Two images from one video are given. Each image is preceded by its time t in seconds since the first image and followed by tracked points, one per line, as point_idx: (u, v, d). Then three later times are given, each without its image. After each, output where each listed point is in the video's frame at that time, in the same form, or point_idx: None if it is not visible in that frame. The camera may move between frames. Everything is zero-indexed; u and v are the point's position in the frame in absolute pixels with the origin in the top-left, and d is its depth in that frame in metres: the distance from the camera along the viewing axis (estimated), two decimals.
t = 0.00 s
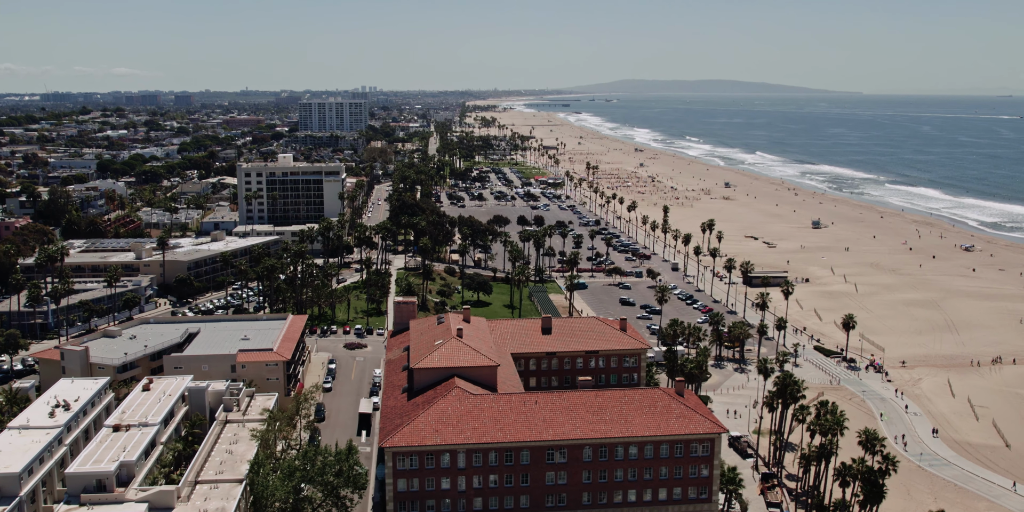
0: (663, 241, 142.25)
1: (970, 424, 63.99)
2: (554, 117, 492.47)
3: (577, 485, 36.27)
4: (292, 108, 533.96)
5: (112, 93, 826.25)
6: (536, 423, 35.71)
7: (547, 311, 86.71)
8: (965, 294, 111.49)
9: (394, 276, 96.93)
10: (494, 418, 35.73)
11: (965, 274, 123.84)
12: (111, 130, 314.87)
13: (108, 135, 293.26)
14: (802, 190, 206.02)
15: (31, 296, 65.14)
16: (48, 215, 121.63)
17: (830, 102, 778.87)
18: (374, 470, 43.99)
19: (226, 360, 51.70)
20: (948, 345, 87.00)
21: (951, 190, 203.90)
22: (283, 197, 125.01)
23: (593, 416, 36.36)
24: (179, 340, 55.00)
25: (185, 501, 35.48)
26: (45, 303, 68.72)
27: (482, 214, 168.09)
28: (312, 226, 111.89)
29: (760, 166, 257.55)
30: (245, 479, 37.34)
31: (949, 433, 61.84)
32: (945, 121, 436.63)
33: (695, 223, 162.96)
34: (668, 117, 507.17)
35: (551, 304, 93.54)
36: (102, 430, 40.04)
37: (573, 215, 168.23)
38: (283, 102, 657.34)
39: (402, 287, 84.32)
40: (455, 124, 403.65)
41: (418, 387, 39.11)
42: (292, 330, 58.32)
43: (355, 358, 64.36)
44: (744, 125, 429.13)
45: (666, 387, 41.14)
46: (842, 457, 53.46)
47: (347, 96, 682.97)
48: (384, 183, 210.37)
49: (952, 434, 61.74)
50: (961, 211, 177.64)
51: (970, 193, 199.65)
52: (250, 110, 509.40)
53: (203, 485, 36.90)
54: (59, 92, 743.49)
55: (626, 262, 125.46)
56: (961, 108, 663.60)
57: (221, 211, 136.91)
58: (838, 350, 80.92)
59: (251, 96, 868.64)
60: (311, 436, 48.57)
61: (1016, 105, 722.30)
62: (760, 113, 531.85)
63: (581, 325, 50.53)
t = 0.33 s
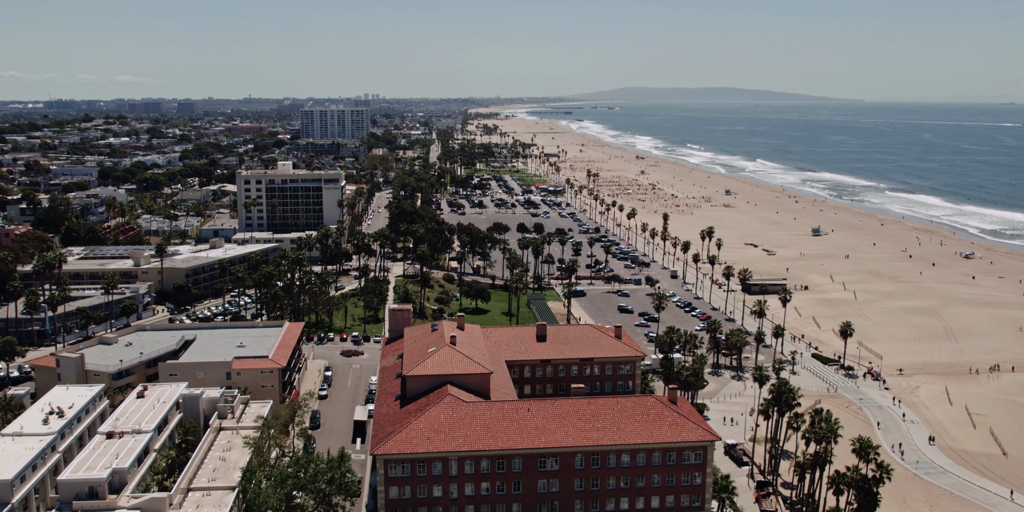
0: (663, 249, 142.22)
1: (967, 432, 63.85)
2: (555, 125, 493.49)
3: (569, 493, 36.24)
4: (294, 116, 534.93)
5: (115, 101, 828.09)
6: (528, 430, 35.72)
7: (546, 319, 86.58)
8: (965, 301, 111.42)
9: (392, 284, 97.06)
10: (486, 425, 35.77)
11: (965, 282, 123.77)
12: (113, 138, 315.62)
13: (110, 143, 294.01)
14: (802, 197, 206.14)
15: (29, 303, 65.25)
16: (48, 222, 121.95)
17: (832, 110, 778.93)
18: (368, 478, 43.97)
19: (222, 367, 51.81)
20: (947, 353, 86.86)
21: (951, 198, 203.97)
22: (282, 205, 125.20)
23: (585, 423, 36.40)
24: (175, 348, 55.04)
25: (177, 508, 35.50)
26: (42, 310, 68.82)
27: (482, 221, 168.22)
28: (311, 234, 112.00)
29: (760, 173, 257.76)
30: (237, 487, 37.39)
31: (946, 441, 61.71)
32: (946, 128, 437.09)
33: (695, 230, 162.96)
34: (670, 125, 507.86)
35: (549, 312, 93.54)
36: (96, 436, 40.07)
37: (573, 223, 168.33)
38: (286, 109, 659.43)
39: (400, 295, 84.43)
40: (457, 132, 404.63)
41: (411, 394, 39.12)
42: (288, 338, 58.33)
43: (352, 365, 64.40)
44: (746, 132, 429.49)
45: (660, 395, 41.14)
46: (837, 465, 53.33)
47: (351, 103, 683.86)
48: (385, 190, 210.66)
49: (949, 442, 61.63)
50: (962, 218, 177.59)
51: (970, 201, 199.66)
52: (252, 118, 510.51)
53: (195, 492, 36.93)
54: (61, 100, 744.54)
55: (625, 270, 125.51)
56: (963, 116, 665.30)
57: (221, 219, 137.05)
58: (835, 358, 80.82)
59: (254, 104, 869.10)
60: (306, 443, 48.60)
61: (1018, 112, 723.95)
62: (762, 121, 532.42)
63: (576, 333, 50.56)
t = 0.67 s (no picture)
0: (662, 256, 142.24)
1: (964, 440, 63.73)
2: (557, 132, 494.43)
3: (561, 501, 36.19)
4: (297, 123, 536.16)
5: (118, 108, 830.45)
6: (521, 438, 35.73)
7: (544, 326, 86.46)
8: (964, 309, 111.31)
9: (390, 291, 97.11)
10: (479, 433, 35.77)
11: (965, 289, 123.57)
12: (115, 145, 316.28)
13: (112, 150, 294.69)
14: (803, 205, 206.13)
15: (26, 311, 65.35)
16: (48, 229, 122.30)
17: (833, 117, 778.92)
18: (362, 486, 43.88)
19: (217, 374, 51.85)
20: (945, 361, 86.69)
21: (952, 206, 203.95)
22: (281, 212, 125.42)
23: (578, 431, 36.38)
24: (171, 355, 55.14)
25: None
26: (40, 317, 68.95)
27: (482, 229, 168.33)
28: (310, 241, 112.17)
29: (762, 181, 257.80)
30: (229, 495, 37.39)
31: (943, 449, 61.59)
32: (948, 136, 437.30)
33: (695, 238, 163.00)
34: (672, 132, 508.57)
35: (547, 319, 93.53)
36: (90, 443, 40.13)
37: (573, 230, 168.44)
38: (288, 117, 661.01)
39: (397, 303, 84.46)
40: (459, 139, 405.30)
41: (404, 401, 39.12)
42: (284, 345, 58.38)
43: (348, 373, 64.40)
44: (748, 140, 429.87)
45: (653, 403, 41.12)
46: (832, 473, 53.22)
47: (353, 111, 685.44)
48: (386, 198, 210.95)
49: (946, 450, 61.49)
50: (962, 226, 177.49)
51: (971, 209, 199.47)
52: (255, 125, 512.38)
53: (188, 499, 36.92)
54: (64, 108, 746.69)
55: (625, 277, 125.55)
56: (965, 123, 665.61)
57: (221, 226, 137.24)
58: (833, 366, 80.70)
59: (256, 111, 871.22)
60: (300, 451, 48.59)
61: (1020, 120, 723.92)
62: (763, 129, 532.87)
63: (571, 340, 50.56)
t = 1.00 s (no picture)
0: (662, 264, 142.23)
1: (961, 448, 63.63)
2: (559, 140, 495.46)
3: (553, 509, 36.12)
4: (299, 131, 537.18)
5: (121, 116, 832.65)
6: (513, 446, 35.76)
7: (543, 334, 86.50)
8: (964, 317, 111.20)
9: (389, 298, 97.28)
10: (471, 440, 35.79)
11: (965, 297, 123.44)
12: (118, 152, 317.04)
13: (115, 157, 295.30)
14: (804, 212, 206.21)
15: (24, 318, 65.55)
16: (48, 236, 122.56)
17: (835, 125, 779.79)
18: (355, 494, 43.86)
19: (213, 382, 51.87)
20: (944, 369, 86.53)
21: (952, 213, 204.00)
22: (281, 219, 125.75)
23: (570, 438, 36.39)
24: (167, 362, 55.18)
25: None
26: (38, 324, 68.92)
27: (482, 236, 168.49)
28: (309, 248, 112.39)
29: (763, 188, 257.98)
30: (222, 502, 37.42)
31: (940, 457, 61.49)
32: (949, 143, 437.40)
33: (695, 246, 163.01)
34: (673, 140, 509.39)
35: (545, 326, 93.55)
36: (84, 450, 40.19)
37: (573, 238, 168.59)
38: (291, 124, 663.13)
39: (394, 311, 84.59)
40: (461, 147, 406.14)
41: (397, 409, 39.15)
42: (281, 353, 58.40)
43: (345, 380, 64.45)
44: (749, 148, 430.14)
45: (647, 410, 41.17)
46: (828, 481, 53.15)
47: (355, 119, 686.90)
48: (387, 205, 211.25)
49: (943, 458, 61.35)
50: (963, 234, 177.41)
51: (972, 216, 199.38)
52: (258, 132, 513.61)
53: (180, 506, 36.91)
54: (67, 115, 748.52)
55: (624, 285, 125.50)
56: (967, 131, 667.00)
57: (221, 233, 137.48)
58: (831, 373, 80.60)
59: (259, 119, 872.70)
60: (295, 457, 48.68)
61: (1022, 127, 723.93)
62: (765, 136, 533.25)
63: (566, 348, 50.59)
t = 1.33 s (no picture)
0: (662, 271, 142.15)
1: (959, 456, 63.54)
2: (562, 147, 496.19)
3: None
4: (302, 139, 538.21)
5: (124, 123, 835.20)
6: (505, 453, 35.79)
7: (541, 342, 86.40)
8: (963, 324, 111.02)
9: (388, 306, 97.39)
10: (463, 448, 35.80)
11: (965, 305, 123.20)
12: (121, 160, 318.08)
13: (117, 165, 296.03)
14: (805, 220, 206.12)
15: (21, 324, 65.62)
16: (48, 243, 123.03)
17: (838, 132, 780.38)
18: (348, 502, 43.82)
19: (208, 389, 51.90)
20: (943, 377, 86.32)
21: (954, 221, 203.91)
22: (281, 226, 125.99)
23: (563, 446, 36.42)
24: (164, 370, 55.25)
25: None
26: (36, 331, 69.07)
27: (482, 244, 168.64)
28: (309, 255, 112.61)
29: (765, 196, 258.00)
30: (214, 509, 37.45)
31: (937, 465, 61.37)
32: (952, 151, 437.07)
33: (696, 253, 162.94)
34: (676, 147, 509.48)
35: (543, 334, 93.45)
36: (78, 457, 40.21)
37: (574, 245, 168.68)
38: (294, 132, 664.73)
39: (392, 318, 84.62)
40: (464, 154, 406.99)
41: (391, 416, 39.20)
42: (277, 360, 58.45)
43: (342, 387, 64.43)
44: (751, 155, 430.22)
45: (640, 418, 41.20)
46: (824, 490, 53.01)
47: (358, 126, 688.68)
48: (388, 213, 211.55)
49: (940, 466, 61.26)
50: (964, 241, 177.19)
51: (974, 224, 199.09)
52: (261, 140, 515.36)
53: None
54: (71, 122, 751.60)
55: (624, 292, 125.51)
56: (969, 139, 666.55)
57: (222, 240, 137.76)
58: (829, 381, 80.45)
59: (263, 128, 874.03)
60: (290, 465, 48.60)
61: None
62: (768, 144, 533.18)
63: (562, 356, 50.58)
